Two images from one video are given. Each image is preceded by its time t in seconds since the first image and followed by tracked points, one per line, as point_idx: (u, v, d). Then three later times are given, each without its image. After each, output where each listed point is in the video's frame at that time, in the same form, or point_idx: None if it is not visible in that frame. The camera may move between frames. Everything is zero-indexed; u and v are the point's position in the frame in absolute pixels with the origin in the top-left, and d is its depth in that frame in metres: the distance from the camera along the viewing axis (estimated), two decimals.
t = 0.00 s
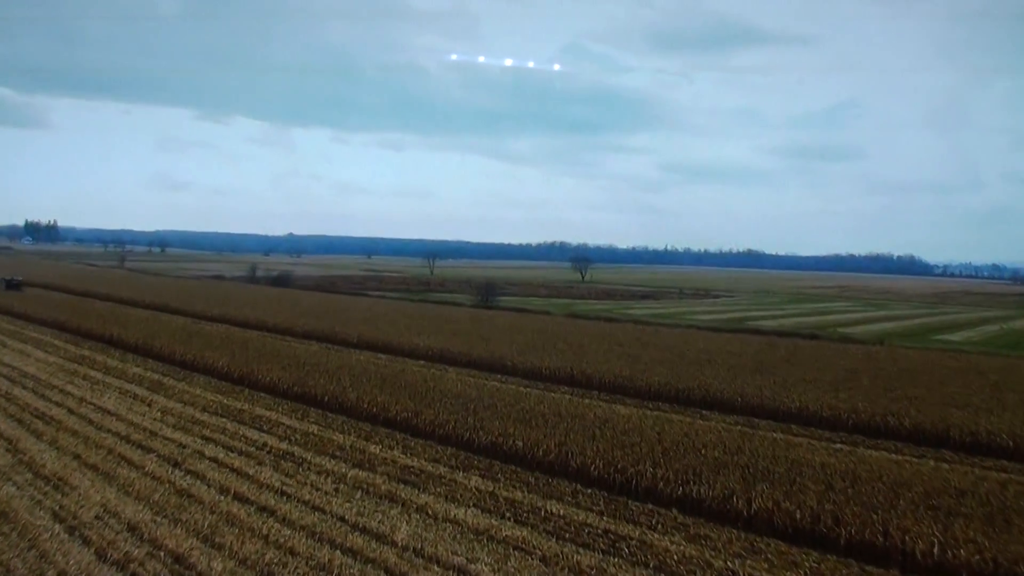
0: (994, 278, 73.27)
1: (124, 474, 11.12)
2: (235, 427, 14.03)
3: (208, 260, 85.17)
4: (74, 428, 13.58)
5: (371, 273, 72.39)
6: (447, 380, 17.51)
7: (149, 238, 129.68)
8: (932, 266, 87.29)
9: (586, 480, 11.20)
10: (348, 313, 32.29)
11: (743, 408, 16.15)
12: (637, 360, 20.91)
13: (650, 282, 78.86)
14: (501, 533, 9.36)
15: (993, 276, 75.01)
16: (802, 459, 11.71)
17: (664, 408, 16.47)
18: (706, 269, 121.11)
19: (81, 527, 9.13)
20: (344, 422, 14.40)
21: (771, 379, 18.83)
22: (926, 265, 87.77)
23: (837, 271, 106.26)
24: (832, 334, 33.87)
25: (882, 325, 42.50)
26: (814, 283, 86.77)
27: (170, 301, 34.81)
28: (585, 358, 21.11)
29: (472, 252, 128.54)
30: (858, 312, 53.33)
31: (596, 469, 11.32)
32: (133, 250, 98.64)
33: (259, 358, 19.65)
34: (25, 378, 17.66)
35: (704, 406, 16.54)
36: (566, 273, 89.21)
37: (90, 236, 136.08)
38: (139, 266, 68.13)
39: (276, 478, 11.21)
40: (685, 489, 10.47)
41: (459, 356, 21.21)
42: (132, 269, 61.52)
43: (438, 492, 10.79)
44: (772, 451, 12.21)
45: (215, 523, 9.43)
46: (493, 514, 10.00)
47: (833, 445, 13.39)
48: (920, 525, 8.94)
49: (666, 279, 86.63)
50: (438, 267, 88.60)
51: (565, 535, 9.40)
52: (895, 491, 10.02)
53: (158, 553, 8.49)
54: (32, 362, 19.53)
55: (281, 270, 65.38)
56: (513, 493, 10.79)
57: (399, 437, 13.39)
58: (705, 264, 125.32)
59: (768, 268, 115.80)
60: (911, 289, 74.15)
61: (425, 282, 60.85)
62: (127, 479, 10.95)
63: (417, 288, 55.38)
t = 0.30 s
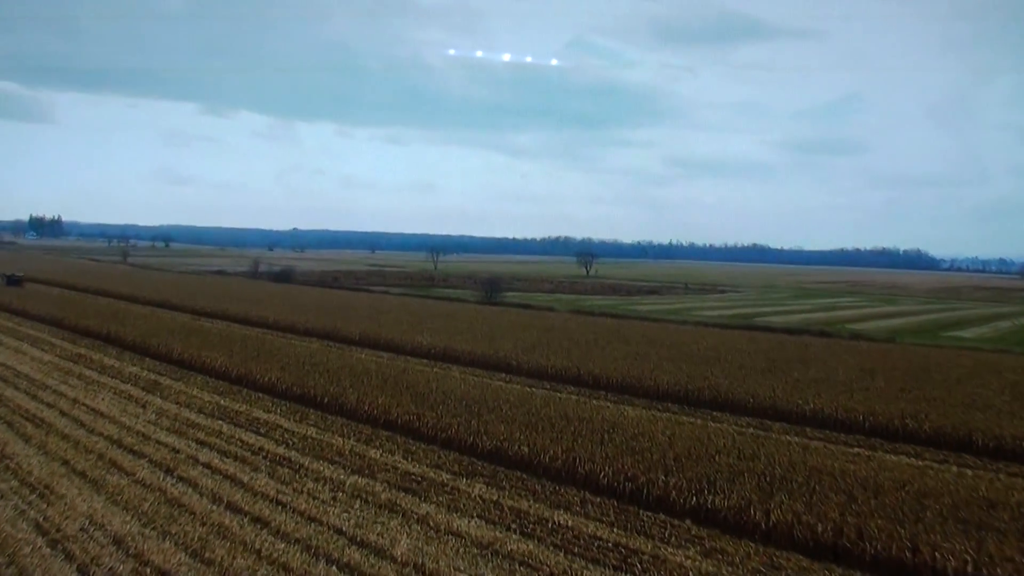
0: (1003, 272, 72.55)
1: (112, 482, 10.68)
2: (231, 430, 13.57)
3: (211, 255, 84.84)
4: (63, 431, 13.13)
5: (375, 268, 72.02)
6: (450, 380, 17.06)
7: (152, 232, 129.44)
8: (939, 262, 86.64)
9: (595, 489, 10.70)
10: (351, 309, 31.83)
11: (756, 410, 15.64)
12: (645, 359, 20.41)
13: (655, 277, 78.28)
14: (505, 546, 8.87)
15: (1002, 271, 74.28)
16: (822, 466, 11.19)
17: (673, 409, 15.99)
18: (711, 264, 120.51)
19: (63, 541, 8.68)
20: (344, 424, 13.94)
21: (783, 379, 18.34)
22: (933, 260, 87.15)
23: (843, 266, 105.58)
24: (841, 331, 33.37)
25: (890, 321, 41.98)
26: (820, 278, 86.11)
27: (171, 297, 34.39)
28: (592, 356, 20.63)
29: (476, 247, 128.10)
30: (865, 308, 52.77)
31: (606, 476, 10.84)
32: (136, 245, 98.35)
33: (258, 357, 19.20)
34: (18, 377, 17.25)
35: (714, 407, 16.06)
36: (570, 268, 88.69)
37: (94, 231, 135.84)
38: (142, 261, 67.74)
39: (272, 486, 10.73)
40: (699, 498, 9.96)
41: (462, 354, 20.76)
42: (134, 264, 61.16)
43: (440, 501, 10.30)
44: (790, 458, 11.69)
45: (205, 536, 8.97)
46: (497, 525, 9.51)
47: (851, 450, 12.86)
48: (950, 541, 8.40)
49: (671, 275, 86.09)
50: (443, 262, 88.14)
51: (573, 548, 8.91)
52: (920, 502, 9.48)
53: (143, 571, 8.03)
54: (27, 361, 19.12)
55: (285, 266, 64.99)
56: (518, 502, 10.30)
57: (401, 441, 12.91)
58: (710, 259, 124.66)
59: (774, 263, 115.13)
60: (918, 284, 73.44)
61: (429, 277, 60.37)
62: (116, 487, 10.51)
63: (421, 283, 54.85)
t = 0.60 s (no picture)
0: (1008, 271, 72.01)
1: (97, 494, 10.21)
2: (224, 437, 13.10)
3: (212, 253, 84.50)
4: (50, 439, 12.67)
5: (376, 267, 71.63)
6: (451, 384, 16.59)
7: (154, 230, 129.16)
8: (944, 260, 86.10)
9: (602, 502, 10.22)
10: (351, 309, 31.37)
11: (766, 416, 15.15)
12: (650, 362, 19.93)
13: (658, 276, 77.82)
14: (508, 565, 8.39)
15: (1008, 269, 73.74)
16: (838, 478, 10.69)
17: (681, 415, 15.51)
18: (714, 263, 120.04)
19: (42, 560, 8.22)
20: (340, 431, 13.47)
21: (792, 383, 17.85)
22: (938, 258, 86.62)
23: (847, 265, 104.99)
24: (848, 332, 32.90)
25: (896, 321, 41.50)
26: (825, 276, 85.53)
27: (169, 297, 33.94)
28: (596, 358, 20.16)
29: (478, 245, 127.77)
30: (871, 307, 52.30)
31: (613, 488, 10.36)
32: (138, 244, 98.02)
33: (254, 359, 18.73)
34: (8, 381, 16.81)
35: (723, 413, 15.58)
36: (573, 267, 88.16)
37: (96, 229, 135.56)
38: (143, 259, 67.36)
39: (264, 498, 10.26)
40: (712, 514, 9.46)
41: (463, 356, 20.30)
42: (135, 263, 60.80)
43: (440, 515, 9.83)
44: (805, 468, 11.20)
45: (192, 553, 8.50)
46: (500, 542, 9.03)
47: (867, 459, 12.38)
48: (981, 563, 7.91)
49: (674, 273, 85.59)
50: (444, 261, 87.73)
51: (580, 567, 8.42)
52: (946, 518, 8.98)
53: None
54: (18, 363, 18.67)
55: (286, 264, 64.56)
56: (522, 516, 9.82)
57: (399, 450, 12.44)
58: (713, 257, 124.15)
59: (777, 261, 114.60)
60: (923, 282, 72.90)
61: (431, 276, 59.93)
62: (102, 499, 10.04)
63: (423, 282, 54.39)
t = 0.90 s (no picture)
0: (1014, 266, 71.43)
1: (82, 505, 9.75)
2: (217, 442, 12.63)
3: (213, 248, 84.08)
4: (36, 444, 12.20)
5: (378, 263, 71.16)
6: (451, 385, 16.11)
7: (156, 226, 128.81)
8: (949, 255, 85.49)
9: (610, 514, 9.74)
10: (351, 307, 30.88)
11: (778, 419, 14.67)
12: (656, 362, 19.45)
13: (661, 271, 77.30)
14: None
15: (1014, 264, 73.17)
16: (857, 487, 10.20)
17: (689, 418, 15.01)
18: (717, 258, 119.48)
19: None
20: (337, 435, 13.00)
21: (802, 384, 17.37)
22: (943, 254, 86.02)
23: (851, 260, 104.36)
24: (855, 329, 32.42)
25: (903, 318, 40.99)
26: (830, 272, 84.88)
27: (167, 294, 33.46)
28: (600, 358, 19.69)
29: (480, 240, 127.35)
30: (876, 303, 51.78)
31: (622, 499, 9.88)
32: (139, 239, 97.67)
33: (250, 359, 18.27)
34: None
35: (732, 416, 15.09)
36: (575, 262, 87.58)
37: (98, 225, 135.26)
38: (143, 255, 66.94)
39: (257, 509, 9.79)
40: (727, 527, 8.98)
41: (464, 356, 19.84)
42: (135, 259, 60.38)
43: (440, 528, 9.35)
44: (821, 477, 10.71)
45: (178, 571, 8.04)
46: (503, 558, 8.55)
47: (885, 466, 11.88)
48: None
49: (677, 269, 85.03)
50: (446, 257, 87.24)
51: None
52: (975, 534, 8.49)
53: None
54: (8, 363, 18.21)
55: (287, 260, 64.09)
56: (526, 529, 9.35)
57: (398, 456, 11.97)
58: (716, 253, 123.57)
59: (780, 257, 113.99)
60: (928, 278, 72.32)
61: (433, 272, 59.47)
62: (86, 510, 9.58)
63: (425, 278, 53.93)
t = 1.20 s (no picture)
0: None
1: (68, 525, 9.29)
2: (212, 455, 12.14)
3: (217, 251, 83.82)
4: (25, 459, 11.75)
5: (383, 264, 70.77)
6: (456, 392, 15.61)
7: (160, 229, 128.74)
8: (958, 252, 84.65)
9: (623, 532, 9.23)
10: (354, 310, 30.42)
11: (794, 426, 14.15)
12: (667, 366, 18.94)
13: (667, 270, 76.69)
14: None
15: None
16: (884, 502, 9.66)
17: (702, 424, 14.50)
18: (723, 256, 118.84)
19: None
20: (338, 447, 12.53)
21: (818, 388, 16.85)
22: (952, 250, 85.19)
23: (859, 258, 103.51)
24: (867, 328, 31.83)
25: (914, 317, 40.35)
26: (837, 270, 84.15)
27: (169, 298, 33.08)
28: (608, 362, 19.19)
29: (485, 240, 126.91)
30: (885, 301, 51.10)
31: (636, 516, 9.37)
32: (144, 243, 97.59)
33: (249, 367, 17.81)
34: None
35: (746, 423, 14.56)
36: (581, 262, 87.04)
37: (103, 228, 135.30)
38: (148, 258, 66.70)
39: (252, 529, 9.31)
40: (748, 548, 8.46)
41: (469, 360, 19.35)
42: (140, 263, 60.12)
43: (445, 548, 8.85)
44: (845, 490, 10.17)
45: None
46: None
47: (910, 477, 11.34)
48: None
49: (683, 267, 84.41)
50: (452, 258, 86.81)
51: None
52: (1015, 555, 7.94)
53: None
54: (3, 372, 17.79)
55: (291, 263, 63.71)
56: (535, 550, 8.84)
57: (400, 469, 11.48)
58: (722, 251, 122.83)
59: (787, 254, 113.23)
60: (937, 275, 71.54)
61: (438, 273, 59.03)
62: (73, 532, 9.12)
63: (430, 280, 53.52)
